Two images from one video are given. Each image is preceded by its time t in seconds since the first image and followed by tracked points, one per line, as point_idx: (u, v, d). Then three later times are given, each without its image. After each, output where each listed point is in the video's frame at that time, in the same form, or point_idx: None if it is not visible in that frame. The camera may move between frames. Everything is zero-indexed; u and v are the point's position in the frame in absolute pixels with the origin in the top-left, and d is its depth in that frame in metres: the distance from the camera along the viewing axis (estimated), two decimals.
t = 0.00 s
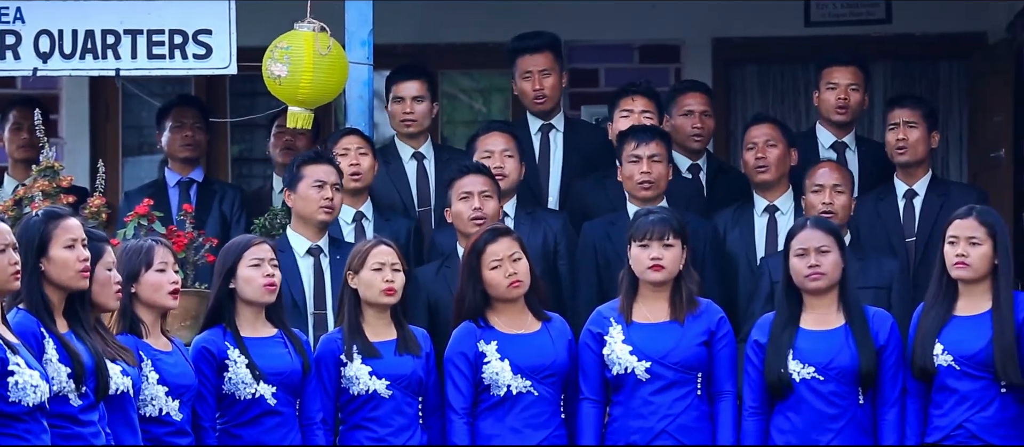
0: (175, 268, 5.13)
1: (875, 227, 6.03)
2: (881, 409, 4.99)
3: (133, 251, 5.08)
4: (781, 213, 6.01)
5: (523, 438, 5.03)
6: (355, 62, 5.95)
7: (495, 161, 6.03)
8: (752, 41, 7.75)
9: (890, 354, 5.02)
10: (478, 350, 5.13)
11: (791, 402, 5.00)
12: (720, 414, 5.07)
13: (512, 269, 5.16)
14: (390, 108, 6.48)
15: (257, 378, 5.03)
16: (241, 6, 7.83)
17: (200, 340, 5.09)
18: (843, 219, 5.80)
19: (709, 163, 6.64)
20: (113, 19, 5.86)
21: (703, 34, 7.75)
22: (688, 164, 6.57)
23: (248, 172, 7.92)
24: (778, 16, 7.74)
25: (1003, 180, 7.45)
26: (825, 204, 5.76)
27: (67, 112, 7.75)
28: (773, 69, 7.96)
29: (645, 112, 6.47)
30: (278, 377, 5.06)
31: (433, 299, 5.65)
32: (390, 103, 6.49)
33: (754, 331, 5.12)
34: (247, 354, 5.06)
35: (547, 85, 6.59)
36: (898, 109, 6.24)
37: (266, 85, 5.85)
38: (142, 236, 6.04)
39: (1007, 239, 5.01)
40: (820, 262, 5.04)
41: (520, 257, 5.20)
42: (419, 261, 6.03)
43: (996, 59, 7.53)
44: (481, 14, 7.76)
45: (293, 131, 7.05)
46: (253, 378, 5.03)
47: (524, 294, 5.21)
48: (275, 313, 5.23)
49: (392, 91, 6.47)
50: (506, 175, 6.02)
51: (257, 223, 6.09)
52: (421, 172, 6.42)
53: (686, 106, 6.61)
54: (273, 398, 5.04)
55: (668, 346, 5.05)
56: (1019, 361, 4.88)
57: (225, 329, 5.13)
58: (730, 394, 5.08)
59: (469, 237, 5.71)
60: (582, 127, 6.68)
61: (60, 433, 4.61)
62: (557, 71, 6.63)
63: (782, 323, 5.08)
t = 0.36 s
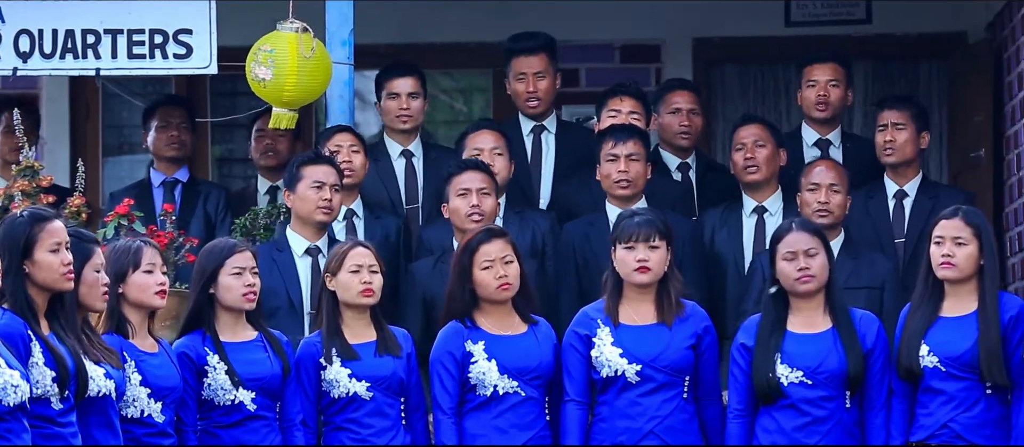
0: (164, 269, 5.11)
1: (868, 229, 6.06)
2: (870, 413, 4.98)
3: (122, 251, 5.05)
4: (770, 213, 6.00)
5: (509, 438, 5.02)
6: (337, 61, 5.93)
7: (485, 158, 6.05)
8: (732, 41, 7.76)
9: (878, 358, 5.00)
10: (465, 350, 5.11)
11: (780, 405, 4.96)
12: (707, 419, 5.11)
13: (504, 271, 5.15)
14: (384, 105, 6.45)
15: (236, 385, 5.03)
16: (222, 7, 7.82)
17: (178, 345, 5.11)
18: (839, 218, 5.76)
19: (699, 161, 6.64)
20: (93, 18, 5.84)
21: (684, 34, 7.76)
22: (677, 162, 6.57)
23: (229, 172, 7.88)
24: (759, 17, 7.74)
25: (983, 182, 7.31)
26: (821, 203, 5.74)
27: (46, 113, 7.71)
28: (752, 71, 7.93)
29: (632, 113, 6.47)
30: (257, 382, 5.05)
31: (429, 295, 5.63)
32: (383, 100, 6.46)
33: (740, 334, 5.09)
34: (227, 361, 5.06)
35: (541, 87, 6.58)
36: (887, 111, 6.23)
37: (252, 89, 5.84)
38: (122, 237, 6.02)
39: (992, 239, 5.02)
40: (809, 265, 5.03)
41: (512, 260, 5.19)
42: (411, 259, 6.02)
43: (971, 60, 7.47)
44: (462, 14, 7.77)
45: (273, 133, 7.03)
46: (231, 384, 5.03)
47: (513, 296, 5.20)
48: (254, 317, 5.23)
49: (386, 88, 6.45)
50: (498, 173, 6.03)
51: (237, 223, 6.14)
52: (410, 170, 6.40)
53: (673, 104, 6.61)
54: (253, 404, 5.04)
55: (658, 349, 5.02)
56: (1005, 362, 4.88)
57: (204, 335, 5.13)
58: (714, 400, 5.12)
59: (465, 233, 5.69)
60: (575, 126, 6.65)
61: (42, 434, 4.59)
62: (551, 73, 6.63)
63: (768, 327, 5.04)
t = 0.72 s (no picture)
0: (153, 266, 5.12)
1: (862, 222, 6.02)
2: (868, 410, 4.95)
3: (111, 249, 5.05)
4: (768, 208, 5.99)
5: (507, 438, 4.99)
6: (318, 61, 5.92)
7: (487, 157, 6.02)
8: (713, 41, 7.76)
9: (876, 355, 4.98)
10: (459, 350, 5.11)
11: (778, 403, 4.94)
12: (708, 413, 5.10)
13: (494, 266, 5.13)
14: (385, 101, 6.45)
15: (232, 381, 4.99)
16: (204, 7, 7.82)
17: (177, 340, 5.09)
18: (843, 213, 5.73)
19: (699, 158, 6.60)
20: (73, 18, 5.87)
21: (664, 34, 7.76)
22: (676, 159, 6.56)
23: (211, 172, 7.86)
24: (739, 17, 7.76)
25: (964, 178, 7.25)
26: (825, 197, 5.71)
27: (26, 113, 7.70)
28: (733, 69, 7.92)
29: (635, 108, 6.44)
30: (253, 379, 5.01)
31: (428, 294, 5.60)
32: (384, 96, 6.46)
33: (738, 330, 5.07)
34: (223, 357, 5.02)
35: (547, 79, 6.58)
36: (889, 106, 6.25)
37: (232, 88, 5.81)
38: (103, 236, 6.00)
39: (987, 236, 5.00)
40: (804, 259, 5.02)
41: (502, 255, 5.17)
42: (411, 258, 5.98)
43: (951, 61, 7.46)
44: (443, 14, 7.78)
45: (258, 131, 6.96)
46: (227, 380, 4.99)
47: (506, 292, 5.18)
48: (256, 312, 5.19)
49: (389, 84, 6.44)
50: (499, 173, 6.00)
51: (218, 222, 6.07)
52: (407, 167, 6.39)
53: (674, 100, 6.62)
54: (248, 400, 5.00)
55: (654, 344, 5.00)
56: (1000, 358, 4.88)
57: (202, 330, 5.11)
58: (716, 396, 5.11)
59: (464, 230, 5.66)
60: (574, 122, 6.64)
61: (28, 432, 4.59)
62: (558, 66, 6.63)
63: (766, 322, 5.03)
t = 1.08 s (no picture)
0: (142, 266, 5.13)
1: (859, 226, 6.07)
2: (869, 406, 4.94)
3: (99, 250, 5.07)
4: (768, 209, 5.98)
5: (512, 437, 4.99)
6: (299, 61, 5.94)
7: (489, 159, 6.00)
8: (696, 41, 7.76)
9: (878, 351, 4.97)
10: (462, 350, 5.12)
11: (777, 398, 4.94)
12: (712, 417, 5.03)
13: (496, 267, 5.13)
14: (384, 103, 6.44)
15: (237, 379, 4.97)
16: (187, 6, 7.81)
17: (184, 337, 5.04)
18: (848, 217, 5.72)
19: (702, 160, 6.60)
20: (55, 18, 5.93)
21: (646, 33, 7.75)
22: (679, 161, 6.56)
23: (192, 172, 7.84)
24: (720, 17, 7.75)
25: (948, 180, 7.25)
26: (831, 201, 5.72)
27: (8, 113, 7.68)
28: (716, 68, 7.87)
29: (639, 110, 6.38)
30: (257, 378, 5.00)
31: (426, 296, 5.59)
32: (383, 98, 6.45)
33: (742, 328, 5.07)
34: (229, 354, 5.01)
35: (552, 79, 6.57)
36: (887, 106, 6.22)
37: (215, 88, 5.83)
38: (84, 237, 5.96)
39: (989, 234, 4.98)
40: (808, 258, 5.00)
41: (504, 255, 5.17)
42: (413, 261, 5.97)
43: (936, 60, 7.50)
44: (425, 15, 7.80)
45: (252, 130, 6.95)
46: (232, 378, 4.97)
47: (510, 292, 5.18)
48: (263, 312, 5.17)
49: (387, 86, 6.44)
50: (501, 174, 5.99)
51: (200, 223, 5.92)
52: (407, 167, 6.39)
53: (679, 102, 6.62)
54: (253, 399, 4.98)
55: (655, 344, 4.97)
56: (1000, 357, 4.87)
57: (210, 328, 5.08)
58: (720, 395, 5.04)
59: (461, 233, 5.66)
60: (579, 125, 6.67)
61: (14, 432, 4.55)
62: (563, 67, 6.62)
63: (768, 321, 5.02)
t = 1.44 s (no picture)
0: (132, 269, 5.12)
1: (846, 228, 6.07)
2: (861, 413, 4.94)
3: (89, 251, 5.07)
4: (756, 214, 5.97)
5: (505, 439, 4.96)
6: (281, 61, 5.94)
7: (482, 160, 6.00)
8: (678, 41, 7.75)
9: (867, 358, 4.96)
10: (459, 354, 5.08)
11: (766, 402, 4.94)
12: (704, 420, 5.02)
13: (496, 274, 5.09)
14: (374, 105, 6.43)
15: (228, 384, 4.98)
16: (167, 6, 7.79)
17: (175, 342, 5.04)
18: (834, 222, 5.74)
19: (693, 161, 6.62)
20: (35, 18, 5.92)
21: (627, 34, 7.75)
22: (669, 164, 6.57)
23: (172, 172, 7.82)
24: (701, 18, 7.74)
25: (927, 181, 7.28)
26: (816, 207, 5.73)
27: None
28: (697, 68, 7.85)
29: (629, 110, 6.37)
30: (249, 383, 5.00)
31: (420, 297, 5.58)
32: (373, 100, 6.45)
33: (729, 333, 5.05)
34: (221, 360, 5.01)
35: (544, 81, 6.58)
36: (874, 109, 6.22)
37: (198, 89, 5.83)
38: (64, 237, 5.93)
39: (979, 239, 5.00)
40: (797, 266, 4.99)
41: (504, 262, 5.12)
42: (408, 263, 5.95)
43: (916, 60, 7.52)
44: (406, 15, 7.79)
45: (241, 132, 6.95)
46: (223, 383, 4.98)
47: (510, 300, 5.13)
48: (256, 318, 5.16)
49: (377, 88, 6.43)
50: (494, 175, 5.98)
51: (181, 222, 5.90)
52: (398, 170, 6.38)
53: (670, 105, 6.60)
54: (245, 404, 4.99)
55: (653, 346, 4.96)
56: (989, 360, 4.88)
57: (202, 333, 5.08)
58: (712, 400, 5.03)
59: (457, 235, 5.65)
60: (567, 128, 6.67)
61: None
62: (555, 69, 6.63)
63: (756, 327, 5.01)
